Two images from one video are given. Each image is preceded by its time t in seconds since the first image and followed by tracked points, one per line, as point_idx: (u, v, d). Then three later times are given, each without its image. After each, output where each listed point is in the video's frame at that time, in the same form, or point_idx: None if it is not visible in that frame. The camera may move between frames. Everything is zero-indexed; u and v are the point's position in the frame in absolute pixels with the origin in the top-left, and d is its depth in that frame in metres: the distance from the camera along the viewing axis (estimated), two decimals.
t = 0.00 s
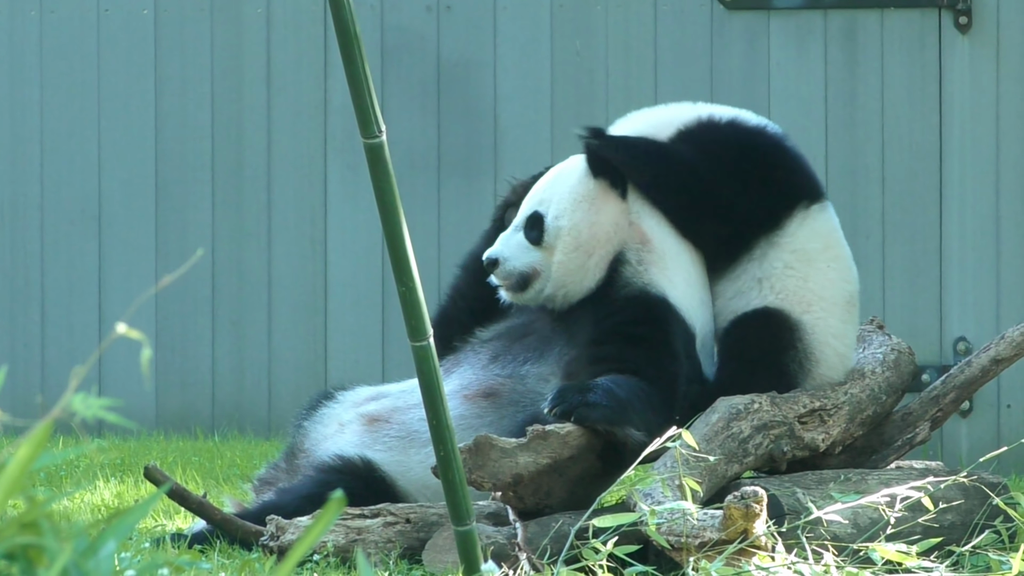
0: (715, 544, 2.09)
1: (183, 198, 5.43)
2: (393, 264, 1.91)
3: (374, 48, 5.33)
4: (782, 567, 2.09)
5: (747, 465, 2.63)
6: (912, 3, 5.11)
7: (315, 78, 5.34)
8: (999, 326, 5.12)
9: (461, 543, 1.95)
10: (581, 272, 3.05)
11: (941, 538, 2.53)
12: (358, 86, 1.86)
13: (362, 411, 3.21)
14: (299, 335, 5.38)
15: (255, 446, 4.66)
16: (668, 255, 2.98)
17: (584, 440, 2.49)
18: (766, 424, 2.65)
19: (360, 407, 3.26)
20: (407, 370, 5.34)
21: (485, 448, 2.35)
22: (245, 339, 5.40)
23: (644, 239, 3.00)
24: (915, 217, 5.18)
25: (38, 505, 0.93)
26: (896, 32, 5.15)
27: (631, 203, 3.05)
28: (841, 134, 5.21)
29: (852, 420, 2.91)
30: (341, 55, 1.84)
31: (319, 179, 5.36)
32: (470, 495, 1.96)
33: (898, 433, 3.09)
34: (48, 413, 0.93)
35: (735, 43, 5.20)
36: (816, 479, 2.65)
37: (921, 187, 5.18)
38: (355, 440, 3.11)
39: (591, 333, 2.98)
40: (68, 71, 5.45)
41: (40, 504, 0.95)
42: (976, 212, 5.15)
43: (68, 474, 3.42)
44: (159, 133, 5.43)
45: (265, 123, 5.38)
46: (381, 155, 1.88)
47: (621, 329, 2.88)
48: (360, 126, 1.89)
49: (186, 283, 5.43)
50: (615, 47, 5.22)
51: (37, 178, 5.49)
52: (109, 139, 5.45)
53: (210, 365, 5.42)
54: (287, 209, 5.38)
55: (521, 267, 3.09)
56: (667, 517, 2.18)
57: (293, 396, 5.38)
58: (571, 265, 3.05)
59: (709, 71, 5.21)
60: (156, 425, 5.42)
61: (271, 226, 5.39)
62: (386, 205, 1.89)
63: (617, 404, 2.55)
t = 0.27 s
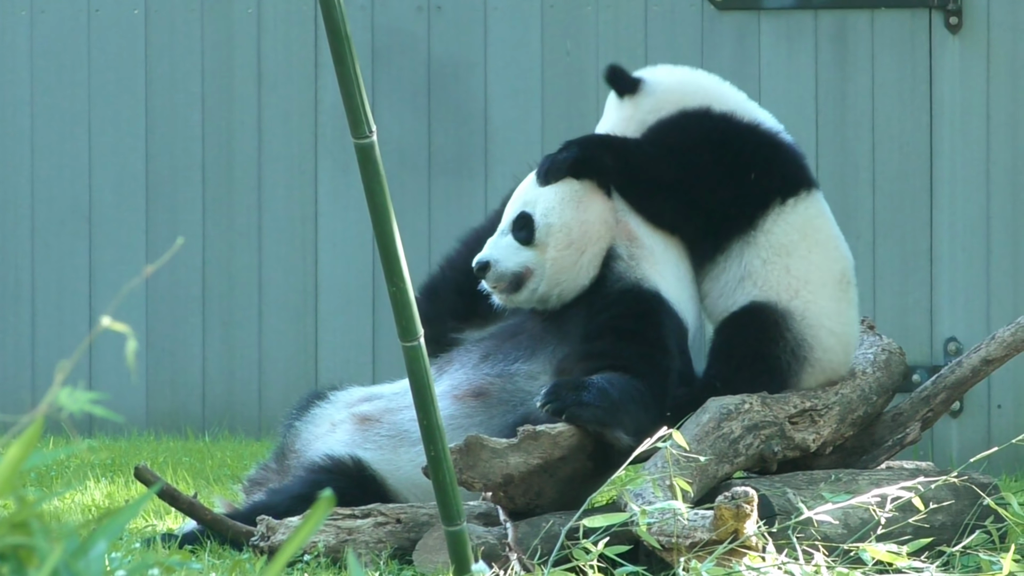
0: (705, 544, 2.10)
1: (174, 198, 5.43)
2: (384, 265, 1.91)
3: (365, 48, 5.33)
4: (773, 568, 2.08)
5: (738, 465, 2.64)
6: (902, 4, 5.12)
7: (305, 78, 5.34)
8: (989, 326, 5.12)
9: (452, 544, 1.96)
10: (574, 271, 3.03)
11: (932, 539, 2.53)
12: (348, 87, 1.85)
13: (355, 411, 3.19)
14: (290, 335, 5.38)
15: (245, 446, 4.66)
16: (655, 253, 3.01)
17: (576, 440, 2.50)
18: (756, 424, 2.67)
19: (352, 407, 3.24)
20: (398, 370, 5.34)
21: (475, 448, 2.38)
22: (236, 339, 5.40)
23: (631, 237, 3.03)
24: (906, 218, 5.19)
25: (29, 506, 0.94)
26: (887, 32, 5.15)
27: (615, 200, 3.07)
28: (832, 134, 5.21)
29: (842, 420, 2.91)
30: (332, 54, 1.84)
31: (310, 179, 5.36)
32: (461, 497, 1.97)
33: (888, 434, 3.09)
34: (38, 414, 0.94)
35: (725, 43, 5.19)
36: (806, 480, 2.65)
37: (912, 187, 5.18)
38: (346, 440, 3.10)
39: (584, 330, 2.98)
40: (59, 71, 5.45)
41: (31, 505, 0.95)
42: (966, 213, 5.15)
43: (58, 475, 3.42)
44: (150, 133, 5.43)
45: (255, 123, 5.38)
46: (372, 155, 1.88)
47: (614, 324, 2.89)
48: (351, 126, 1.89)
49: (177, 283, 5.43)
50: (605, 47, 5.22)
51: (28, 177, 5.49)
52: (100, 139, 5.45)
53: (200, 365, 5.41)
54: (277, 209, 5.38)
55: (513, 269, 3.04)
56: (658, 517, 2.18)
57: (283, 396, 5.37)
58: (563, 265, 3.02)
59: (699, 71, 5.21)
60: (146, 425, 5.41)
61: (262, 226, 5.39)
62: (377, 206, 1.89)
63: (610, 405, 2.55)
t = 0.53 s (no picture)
0: (699, 544, 2.10)
1: (168, 197, 5.42)
2: (378, 264, 1.90)
3: (359, 47, 5.32)
4: (767, 567, 2.08)
5: (731, 465, 2.64)
6: (896, 3, 5.12)
7: (299, 78, 5.34)
8: (983, 326, 5.13)
9: (446, 544, 1.95)
10: (583, 271, 3.05)
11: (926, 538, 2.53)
12: (341, 85, 1.84)
13: (350, 411, 3.20)
14: (284, 335, 5.38)
15: (239, 446, 4.66)
16: (672, 261, 3.02)
17: (569, 440, 2.50)
18: (750, 424, 2.66)
19: (347, 408, 3.24)
20: (392, 371, 5.34)
21: (469, 448, 2.36)
22: (230, 339, 5.40)
23: (648, 243, 3.04)
24: (899, 217, 5.19)
25: (22, 506, 0.93)
26: (880, 32, 5.15)
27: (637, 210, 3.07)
28: (826, 134, 5.21)
29: (836, 420, 2.92)
30: (326, 54, 1.83)
31: (304, 178, 5.36)
32: (454, 496, 1.96)
33: (882, 434, 3.09)
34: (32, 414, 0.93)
35: (719, 42, 5.19)
36: (800, 480, 2.66)
37: (906, 187, 5.18)
38: (341, 440, 3.11)
39: (587, 329, 2.97)
40: (53, 70, 5.44)
41: (24, 504, 0.95)
42: (960, 212, 5.16)
43: (51, 475, 3.42)
44: (143, 132, 5.43)
45: (249, 122, 5.38)
46: (365, 155, 1.87)
47: (617, 326, 2.88)
48: (344, 125, 1.87)
49: (171, 282, 5.42)
50: (599, 46, 5.22)
51: (22, 176, 5.48)
52: (93, 138, 5.45)
53: (194, 366, 5.41)
54: (271, 209, 5.38)
55: (522, 265, 3.06)
56: (651, 517, 2.19)
57: (276, 396, 5.37)
58: (574, 265, 3.04)
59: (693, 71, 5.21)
60: (139, 425, 5.41)
61: (255, 225, 5.39)
62: (370, 204, 1.87)
63: (603, 407, 2.56)
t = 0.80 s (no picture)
0: (699, 544, 2.10)
1: (167, 199, 5.43)
2: (376, 265, 1.90)
3: (358, 48, 5.32)
4: (766, 569, 2.07)
5: (730, 466, 2.65)
6: (894, 4, 5.12)
7: (298, 79, 5.34)
8: (982, 327, 5.12)
9: (445, 544, 1.95)
10: (565, 283, 3.04)
11: (925, 539, 2.53)
12: (340, 86, 1.83)
13: (347, 412, 3.20)
14: (283, 335, 5.38)
15: (239, 446, 4.66)
16: (661, 272, 2.93)
17: (568, 441, 2.51)
18: (750, 425, 2.66)
19: (344, 408, 3.24)
20: (391, 372, 5.34)
21: (468, 449, 2.37)
22: (229, 340, 5.40)
23: (629, 254, 2.96)
24: (897, 218, 5.19)
25: (20, 508, 0.93)
26: (879, 33, 5.15)
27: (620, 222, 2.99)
28: (825, 135, 5.21)
29: (835, 421, 2.91)
30: (325, 55, 1.84)
31: (303, 180, 5.36)
32: (453, 496, 1.97)
33: (881, 435, 3.09)
34: (30, 415, 0.93)
35: (718, 44, 5.19)
36: (799, 481, 2.65)
37: (904, 188, 5.18)
38: (339, 442, 3.10)
39: (585, 333, 2.95)
40: (52, 72, 5.44)
41: (22, 505, 0.95)
42: (959, 214, 5.15)
43: (51, 476, 3.42)
44: (142, 134, 5.43)
45: (248, 123, 5.38)
46: (364, 156, 1.87)
47: (612, 332, 2.88)
48: (343, 126, 1.86)
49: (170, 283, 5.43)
50: (597, 47, 5.22)
51: (21, 178, 5.49)
52: (92, 140, 5.45)
53: (193, 367, 5.41)
54: (270, 210, 5.38)
55: (506, 274, 3.11)
56: (651, 518, 2.19)
57: (276, 397, 5.38)
58: (556, 277, 3.04)
59: (692, 72, 5.21)
60: (139, 427, 5.41)
61: (254, 227, 5.39)
62: (369, 206, 1.87)
63: (601, 408, 2.55)
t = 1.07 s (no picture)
0: (697, 545, 2.10)
1: (165, 199, 5.43)
2: (375, 266, 1.90)
3: (356, 49, 5.32)
4: (764, 569, 2.07)
5: (729, 467, 2.64)
6: (893, 5, 5.12)
7: (297, 79, 5.34)
8: (981, 327, 5.12)
9: (444, 546, 1.95)
10: (554, 284, 3.04)
11: (923, 540, 2.53)
12: (339, 88, 1.83)
13: (343, 411, 3.20)
14: (282, 335, 5.38)
15: (238, 447, 4.66)
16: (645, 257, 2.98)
17: (567, 441, 2.49)
18: (748, 426, 2.66)
19: (341, 407, 3.24)
20: (390, 372, 5.33)
21: (467, 451, 2.37)
22: (227, 341, 5.40)
23: (615, 245, 3.00)
24: (897, 219, 5.19)
25: (18, 508, 0.94)
26: (878, 33, 5.15)
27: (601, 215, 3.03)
28: (824, 135, 5.21)
29: (834, 422, 2.91)
30: (323, 56, 1.84)
31: (302, 180, 5.36)
32: (452, 497, 1.97)
33: (880, 435, 3.09)
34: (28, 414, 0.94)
35: (716, 44, 5.20)
36: (798, 482, 2.65)
37: (903, 188, 5.18)
38: (336, 442, 3.10)
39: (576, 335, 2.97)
40: (51, 72, 5.44)
41: (20, 505, 0.95)
42: (958, 214, 5.15)
43: (50, 477, 3.42)
44: (141, 134, 5.43)
45: (246, 123, 5.38)
46: (363, 157, 1.87)
47: (604, 330, 2.86)
48: (342, 127, 1.86)
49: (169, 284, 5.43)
50: (596, 48, 5.22)
51: (20, 178, 5.49)
52: (91, 140, 5.45)
53: (192, 367, 5.41)
54: (268, 210, 5.38)
55: (495, 285, 3.09)
56: (650, 518, 2.19)
57: (274, 397, 5.37)
58: (543, 279, 3.04)
59: (690, 72, 5.21)
60: (138, 428, 5.41)
61: (253, 227, 5.39)
62: (368, 207, 1.87)
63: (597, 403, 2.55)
